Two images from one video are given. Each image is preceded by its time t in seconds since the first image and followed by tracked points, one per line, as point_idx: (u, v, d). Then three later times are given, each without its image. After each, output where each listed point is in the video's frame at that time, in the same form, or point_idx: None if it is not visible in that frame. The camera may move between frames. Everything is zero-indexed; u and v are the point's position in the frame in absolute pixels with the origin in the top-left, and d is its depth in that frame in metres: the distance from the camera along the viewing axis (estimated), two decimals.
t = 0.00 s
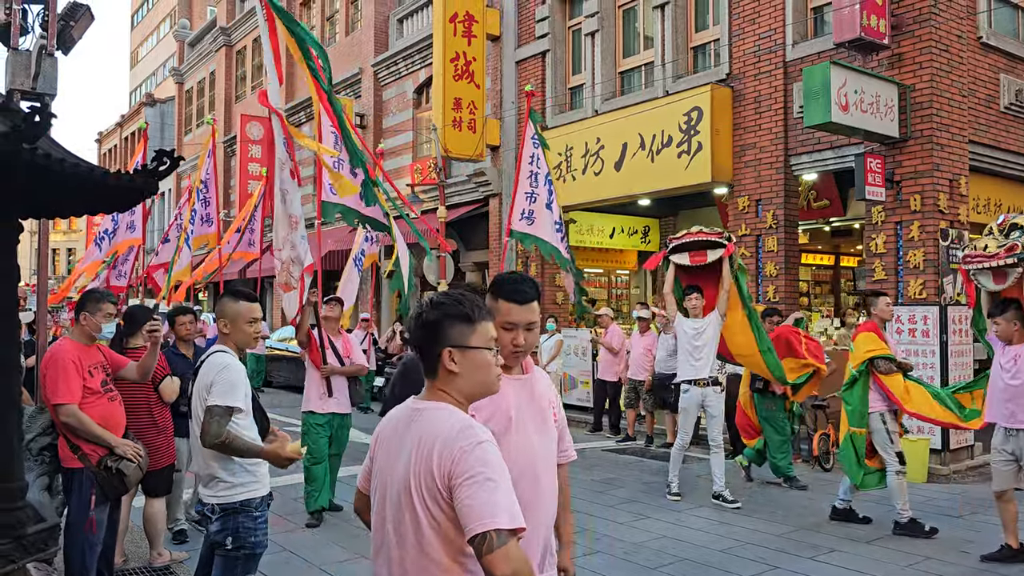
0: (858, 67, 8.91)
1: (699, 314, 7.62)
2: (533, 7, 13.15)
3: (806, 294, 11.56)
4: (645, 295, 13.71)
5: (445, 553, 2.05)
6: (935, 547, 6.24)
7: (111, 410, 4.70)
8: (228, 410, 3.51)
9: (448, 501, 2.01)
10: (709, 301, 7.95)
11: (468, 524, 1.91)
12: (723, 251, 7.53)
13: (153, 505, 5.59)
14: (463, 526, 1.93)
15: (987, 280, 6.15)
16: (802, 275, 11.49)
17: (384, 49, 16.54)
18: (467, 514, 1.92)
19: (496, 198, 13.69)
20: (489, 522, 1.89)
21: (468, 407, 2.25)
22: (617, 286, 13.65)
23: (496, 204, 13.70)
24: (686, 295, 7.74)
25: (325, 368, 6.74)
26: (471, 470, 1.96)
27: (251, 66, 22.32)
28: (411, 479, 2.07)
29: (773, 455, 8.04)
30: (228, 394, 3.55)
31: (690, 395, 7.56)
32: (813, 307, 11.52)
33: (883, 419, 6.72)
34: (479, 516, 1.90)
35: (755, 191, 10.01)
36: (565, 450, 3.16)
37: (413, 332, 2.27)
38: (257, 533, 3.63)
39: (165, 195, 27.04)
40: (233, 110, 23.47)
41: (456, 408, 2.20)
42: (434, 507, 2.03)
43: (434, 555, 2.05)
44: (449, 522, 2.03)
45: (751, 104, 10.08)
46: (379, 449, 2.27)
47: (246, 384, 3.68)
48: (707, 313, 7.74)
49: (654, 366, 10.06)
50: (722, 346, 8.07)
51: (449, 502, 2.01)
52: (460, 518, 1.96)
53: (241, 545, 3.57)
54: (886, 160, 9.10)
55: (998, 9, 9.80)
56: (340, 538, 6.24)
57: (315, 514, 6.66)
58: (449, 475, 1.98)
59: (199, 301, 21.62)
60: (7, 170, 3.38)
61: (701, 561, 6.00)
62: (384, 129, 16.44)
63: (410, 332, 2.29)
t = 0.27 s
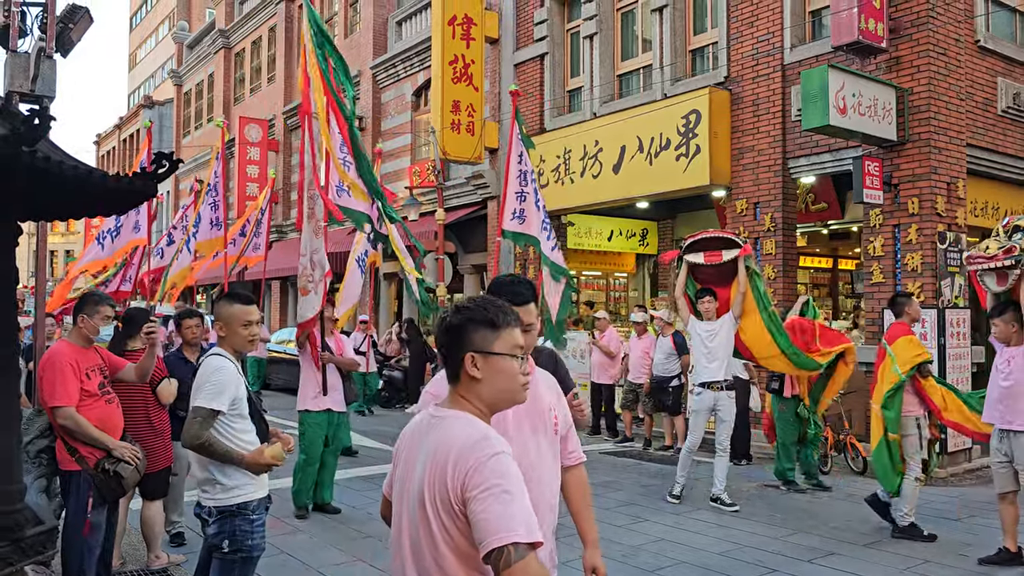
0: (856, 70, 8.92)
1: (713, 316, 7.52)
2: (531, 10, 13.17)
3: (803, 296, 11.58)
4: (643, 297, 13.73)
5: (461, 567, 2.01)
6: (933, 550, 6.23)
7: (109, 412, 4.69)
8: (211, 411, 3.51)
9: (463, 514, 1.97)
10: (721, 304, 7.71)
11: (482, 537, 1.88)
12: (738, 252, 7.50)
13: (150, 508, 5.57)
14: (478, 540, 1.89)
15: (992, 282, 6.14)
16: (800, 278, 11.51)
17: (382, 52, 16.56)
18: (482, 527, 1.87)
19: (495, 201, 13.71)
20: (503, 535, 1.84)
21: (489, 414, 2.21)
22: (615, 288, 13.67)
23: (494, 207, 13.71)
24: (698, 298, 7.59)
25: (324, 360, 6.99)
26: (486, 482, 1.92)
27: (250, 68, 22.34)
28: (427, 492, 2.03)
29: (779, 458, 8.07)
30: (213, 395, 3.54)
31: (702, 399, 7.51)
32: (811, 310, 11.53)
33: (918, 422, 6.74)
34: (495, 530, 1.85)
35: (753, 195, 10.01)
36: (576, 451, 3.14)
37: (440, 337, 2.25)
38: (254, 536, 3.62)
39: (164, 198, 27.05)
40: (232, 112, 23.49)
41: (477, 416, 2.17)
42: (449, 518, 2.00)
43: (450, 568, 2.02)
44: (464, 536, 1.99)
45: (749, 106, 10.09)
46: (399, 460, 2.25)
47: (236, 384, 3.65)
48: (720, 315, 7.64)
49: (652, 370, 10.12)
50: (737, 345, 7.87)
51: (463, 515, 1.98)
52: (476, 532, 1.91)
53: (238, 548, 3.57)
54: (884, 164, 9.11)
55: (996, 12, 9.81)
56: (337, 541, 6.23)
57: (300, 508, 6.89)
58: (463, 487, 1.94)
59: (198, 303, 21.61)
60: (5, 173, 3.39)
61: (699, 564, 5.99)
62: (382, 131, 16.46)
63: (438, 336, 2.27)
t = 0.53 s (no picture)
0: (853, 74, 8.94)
1: (724, 321, 7.45)
2: (530, 14, 13.20)
3: (801, 300, 11.59)
4: (641, 301, 13.74)
5: None
6: (932, 554, 6.23)
7: (106, 416, 4.67)
8: (203, 418, 3.51)
9: (499, 525, 1.96)
10: (733, 309, 7.65)
11: (523, 551, 1.86)
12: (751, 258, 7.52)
13: (147, 512, 5.55)
14: (516, 553, 1.88)
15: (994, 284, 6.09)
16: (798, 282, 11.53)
17: (381, 56, 16.58)
18: (521, 541, 1.86)
19: (493, 205, 13.72)
20: (546, 549, 1.83)
21: (521, 421, 2.19)
22: (613, 292, 13.68)
23: (492, 210, 13.73)
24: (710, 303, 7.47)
25: (312, 361, 7.21)
26: (526, 494, 1.90)
27: (248, 72, 22.37)
28: (461, 501, 2.01)
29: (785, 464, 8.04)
30: (204, 402, 3.53)
31: (710, 403, 7.55)
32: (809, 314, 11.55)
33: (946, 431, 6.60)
34: (537, 545, 1.84)
35: (751, 199, 10.02)
36: (581, 454, 3.11)
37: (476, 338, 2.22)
38: (249, 541, 3.62)
39: (162, 202, 27.06)
40: (230, 116, 23.50)
41: (509, 422, 2.14)
42: (485, 530, 1.97)
43: None
44: (498, 548, 1.98)
45: (747, 111, 10.11)
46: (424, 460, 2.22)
47: (229, 389, 3.63)
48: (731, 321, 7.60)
49: (647, 373, 10.07)
50: (748, 350, 7.84)
51: (500, 526, 1.96)
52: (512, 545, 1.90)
53: (232, 553, 3.58)
54: (882, 168, 9.13)
55: (994, 17, 9.84)
56: (334, 546, 6.21)
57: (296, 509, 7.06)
58: (502, 499, 1.92)
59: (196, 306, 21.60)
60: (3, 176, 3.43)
61: (697, 568, 5.98)
62: (381, 135, 16.47)
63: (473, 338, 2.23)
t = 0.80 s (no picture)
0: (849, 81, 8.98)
1: (730, 328, 7.52)
2: (527, 20, 13.23)
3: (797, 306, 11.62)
4: (638, 307, 13.76)
5: None
6: (927, 560, 6.23)
7: (101, 421, 4.67)
8: (201, 428, 3.52)
9: (570, 527, 2.02)
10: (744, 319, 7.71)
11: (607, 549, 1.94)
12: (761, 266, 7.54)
13: (142, 517, 5.54)
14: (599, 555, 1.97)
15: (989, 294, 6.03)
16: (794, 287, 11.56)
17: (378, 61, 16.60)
18: (608, 543, 1.94)
19: (490, 210, 13.74)
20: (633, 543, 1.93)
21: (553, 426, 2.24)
22: (609, 297, 13.70)
23: (489, 216, 13.75)
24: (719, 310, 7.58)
25: (303, 366, 7.24)
26: (599, 494, 1.98)
27: (246, 76, 22.38)
28: (527, 509, 2.03)
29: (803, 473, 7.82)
30: (200, 412, 3.53)
31: (716, 409, 7.61)
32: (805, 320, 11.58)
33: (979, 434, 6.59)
34: (623, 541, 1.93)
35: (748, 205, 10.04)
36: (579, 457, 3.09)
37: (515, 350, 2.23)
38: (247, 546, 3.62)
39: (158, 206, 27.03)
40: (227, 120, 23.49)
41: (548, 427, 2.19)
42: (556, 534, 2.02)
43: None
44: (565, 552, 2.05)
45: (743, 117, 10.14)
46: (465, 478, 2.17)
47: (225, 396, 3.64)
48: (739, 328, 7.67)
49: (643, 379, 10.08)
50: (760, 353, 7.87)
51: (571, 527, 2.03)
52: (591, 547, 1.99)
53: (229, 559, 3.58)
54: (877, 174, 9.16)
55: (989, 25, 9.89)
56: (330, 551, 6.20)
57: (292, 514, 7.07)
58: (577, 503, 1.98)
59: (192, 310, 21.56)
60: (1, 177, 3.47)
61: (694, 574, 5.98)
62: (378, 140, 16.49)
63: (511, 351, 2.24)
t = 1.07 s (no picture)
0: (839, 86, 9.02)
1: (732, 333, 7.62)
2: (519, 22, 13.24)
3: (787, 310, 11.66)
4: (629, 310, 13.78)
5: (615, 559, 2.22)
6: (916, 563, 6.25)
7: (89, 423, 4.63)
8: (197, 432, 3.48)
9: (625, 511, 2.18)
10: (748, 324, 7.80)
11: (667, 527, 2.13)
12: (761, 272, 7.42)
13: (130, 519, 5.50)
14: (651, 536, 2.15)
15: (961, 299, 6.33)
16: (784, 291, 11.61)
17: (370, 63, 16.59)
18: (664, 521, 2.13)
19: (481, 213, 13.74)
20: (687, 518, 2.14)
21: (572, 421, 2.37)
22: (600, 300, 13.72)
23: (480, 218, 13.75)
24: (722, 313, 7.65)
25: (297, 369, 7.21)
26: (652, 477, 2.17)
27: (237, 78, 22.33)
28: (587, 500, 2.15)
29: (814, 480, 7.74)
30: (195, 416, 3.49)
31: (718, 412, 7.64)
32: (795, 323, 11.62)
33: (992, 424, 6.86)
34: (680, 517, 2.14)
35: (738, 208, 10.07)
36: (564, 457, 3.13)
37: (538, 353, 2.32)
38: (236, 548, 3.60)
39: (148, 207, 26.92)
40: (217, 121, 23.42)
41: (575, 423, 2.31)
42: (614, 520, 2.17)
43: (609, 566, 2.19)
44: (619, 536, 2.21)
45: (734, 121, 10.17)
46: (510, 482, 2.21)
47: (218, 400, 3.61)
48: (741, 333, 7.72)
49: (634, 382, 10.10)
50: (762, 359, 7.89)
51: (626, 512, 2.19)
52: (641, 530, 2.17)
53: (218, 561, 3.56)
54: (867, 179, 9.20)
55: (978, 31, 9.95)
56: (318, 554, 6.17)
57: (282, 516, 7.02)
58: (635, 487, 2.15)
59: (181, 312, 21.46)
60: None
61: None
62: (370, 142, 16.47)
63: (533, 352, 2.34)
